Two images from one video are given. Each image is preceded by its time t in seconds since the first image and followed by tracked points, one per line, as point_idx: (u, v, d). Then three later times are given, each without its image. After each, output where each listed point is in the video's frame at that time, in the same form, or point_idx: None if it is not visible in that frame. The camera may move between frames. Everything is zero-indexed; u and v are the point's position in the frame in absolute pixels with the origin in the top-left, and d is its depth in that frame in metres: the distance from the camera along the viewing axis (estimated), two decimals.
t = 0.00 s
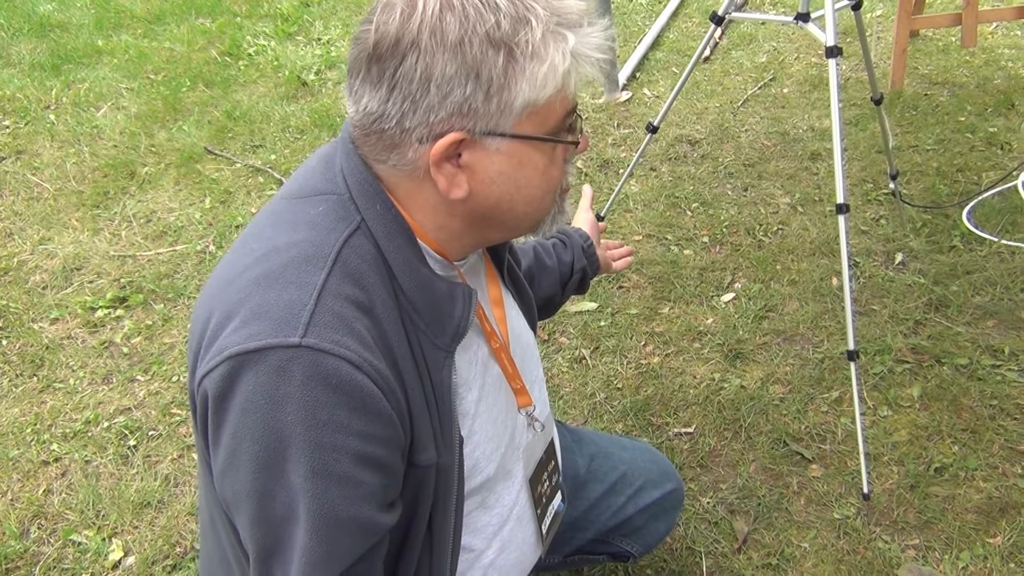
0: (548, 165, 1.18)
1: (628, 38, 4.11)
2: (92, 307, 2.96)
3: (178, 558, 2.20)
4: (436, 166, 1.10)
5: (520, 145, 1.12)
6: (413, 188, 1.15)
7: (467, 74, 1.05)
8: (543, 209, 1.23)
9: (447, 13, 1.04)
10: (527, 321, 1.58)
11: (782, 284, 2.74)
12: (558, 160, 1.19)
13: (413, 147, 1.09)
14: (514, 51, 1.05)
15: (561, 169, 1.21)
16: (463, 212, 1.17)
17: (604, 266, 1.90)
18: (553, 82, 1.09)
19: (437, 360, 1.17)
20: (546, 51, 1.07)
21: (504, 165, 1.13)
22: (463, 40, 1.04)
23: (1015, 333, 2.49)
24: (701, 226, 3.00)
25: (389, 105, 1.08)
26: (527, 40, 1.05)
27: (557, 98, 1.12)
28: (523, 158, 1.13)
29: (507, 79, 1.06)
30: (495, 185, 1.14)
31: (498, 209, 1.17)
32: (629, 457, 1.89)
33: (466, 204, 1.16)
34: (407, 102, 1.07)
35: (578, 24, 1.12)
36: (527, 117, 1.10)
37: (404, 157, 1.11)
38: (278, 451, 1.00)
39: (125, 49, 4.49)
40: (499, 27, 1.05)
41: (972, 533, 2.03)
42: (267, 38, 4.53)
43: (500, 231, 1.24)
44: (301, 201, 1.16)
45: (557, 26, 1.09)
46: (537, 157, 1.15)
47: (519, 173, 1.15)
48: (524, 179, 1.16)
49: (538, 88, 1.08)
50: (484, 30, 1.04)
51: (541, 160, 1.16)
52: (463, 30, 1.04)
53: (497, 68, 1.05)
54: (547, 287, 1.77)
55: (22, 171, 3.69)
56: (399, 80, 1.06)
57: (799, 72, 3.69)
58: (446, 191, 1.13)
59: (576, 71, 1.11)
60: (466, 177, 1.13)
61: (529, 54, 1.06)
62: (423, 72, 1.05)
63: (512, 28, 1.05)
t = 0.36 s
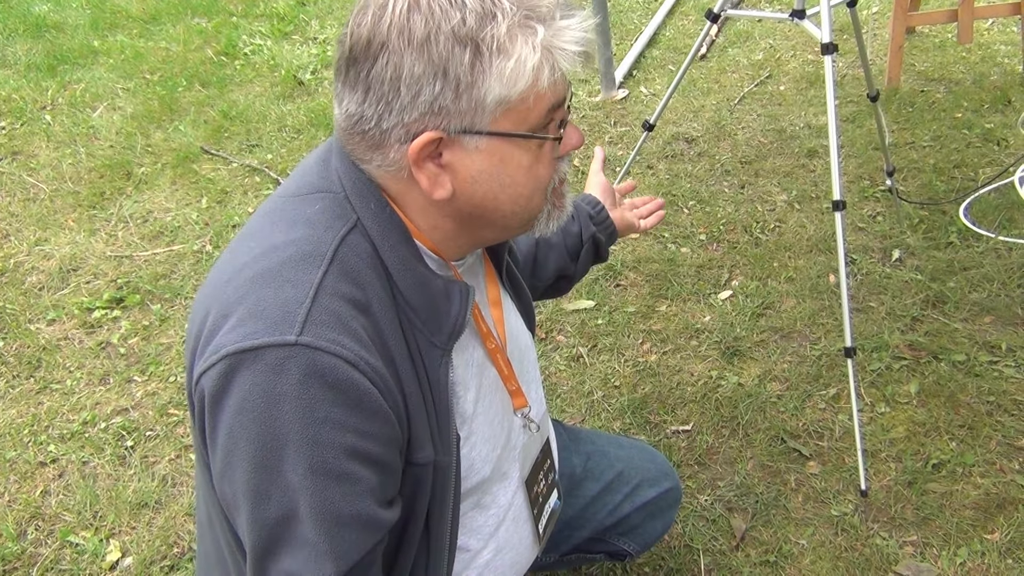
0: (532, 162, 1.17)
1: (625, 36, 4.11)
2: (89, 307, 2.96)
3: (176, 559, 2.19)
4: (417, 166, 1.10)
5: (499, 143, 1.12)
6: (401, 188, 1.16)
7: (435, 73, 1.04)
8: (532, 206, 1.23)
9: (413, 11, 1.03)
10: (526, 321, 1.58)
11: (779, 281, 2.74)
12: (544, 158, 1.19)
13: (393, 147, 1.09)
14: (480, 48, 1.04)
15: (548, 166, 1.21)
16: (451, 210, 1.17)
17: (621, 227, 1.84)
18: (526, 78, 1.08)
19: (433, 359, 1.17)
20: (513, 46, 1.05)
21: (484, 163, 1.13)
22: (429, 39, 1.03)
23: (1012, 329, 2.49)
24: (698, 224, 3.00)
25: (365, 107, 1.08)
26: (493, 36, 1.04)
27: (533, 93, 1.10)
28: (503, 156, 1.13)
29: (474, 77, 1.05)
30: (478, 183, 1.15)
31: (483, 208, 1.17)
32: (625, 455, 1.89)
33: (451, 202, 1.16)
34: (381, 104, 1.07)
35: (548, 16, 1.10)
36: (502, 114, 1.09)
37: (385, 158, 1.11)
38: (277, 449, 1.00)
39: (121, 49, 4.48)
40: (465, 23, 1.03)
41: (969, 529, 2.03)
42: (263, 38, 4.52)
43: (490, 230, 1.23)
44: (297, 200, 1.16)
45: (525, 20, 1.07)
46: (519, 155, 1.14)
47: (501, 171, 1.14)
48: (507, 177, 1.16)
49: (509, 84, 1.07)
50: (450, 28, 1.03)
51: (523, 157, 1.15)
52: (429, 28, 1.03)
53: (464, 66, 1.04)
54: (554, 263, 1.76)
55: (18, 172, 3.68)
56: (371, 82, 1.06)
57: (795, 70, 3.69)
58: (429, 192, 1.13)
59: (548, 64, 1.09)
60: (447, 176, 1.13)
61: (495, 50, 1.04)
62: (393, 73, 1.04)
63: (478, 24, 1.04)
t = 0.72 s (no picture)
0: (520, 164, 1.17)
1: (621, 34, 4.11)
2: (86, 307, 2.95)
3: (174, 559, 2.19)
4: (403, 170, 1.11)
5: (484, 146, 1.11)
6: (390, 191, 1.16)
7: (414, 78, 1.04)
8: (523, 207, 1.22)
9: (392, 16, 1.03)
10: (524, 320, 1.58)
11: (776, 279, 2.74)
12: (532, 160, 1.18)
13: (379, 152, 1.09)
14: (459, 52, 1.03)
15: (537, 168, 1.20)
16: (441, 214, 1.17)
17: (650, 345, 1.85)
18: (507, 82, 1.07)
19: (428, 362, 1.16)
20: (492, 50, 1.04)
21: (470, 167, 1.12)
22: (407, 43, 1.03)
23: (1010, 326, 2.50)
24: (695, 222, 3.00)
25: (349, 113, 1.09)
26: (471, 40, 1.03)
27: (516, 96, 1.09)
28: (490, 158, 1.13)
29: (454, 81, 1.05)
30: (464, 187, 1.14)
31: (471, 211, 1.17)
32: (622, 449, 1.88)
33: (441, 206, 1.16)
34: (364, 109, 1.07)
35: (529, 18, 1.08)
36: (485, 118, 1.09)
37: (372, 162, 1.11)
38: (274, 458, 0.99)
39: (117, 49, 4.47)
40: (443, 28, 1.02)
41: (968, 525, 2.03)
42: (260, 37, 4.51)
43: (483, 232, 1.23)
44: (289, 204, 1.16)
45: (505, 22, 1.05)
46: (506, 158, 1.14)
47: (488, 174, 1.14)
48: (494, 181, 1.15)
49: (489, 88, 1.06)
50: (427, 32, 1.02)
51: (510, 159, 1.15)
52: (407, 33, 1.03)
53: (443, 70, 1.04)
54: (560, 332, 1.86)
55: (14, 172, 3.67)
56: (353, 87, 1.07)
57: (792, 67, 3.69)
58: (417, 196, 1.13)
59: (530, 67, 1.08)
60: (435, 180, 1.13)
61: (473, 55, 1.04)
62: (373, 78, 1.05)
63: (456, 28, 1.03)
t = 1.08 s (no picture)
0: (511, 165, 1.17)
1: (619, 33, 4.11)
2: (84, 307, 2.95)
3: (173, 559, 2.19)
4: (395, 168, 1.11)
5: (476, 146, 1.12)
6: (381, 189, 1.16)
7: (408, 75, 1.04)
8: (513, 207, 1.22)
9: (388, 13, 1.03)
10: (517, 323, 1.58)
11: (774, 278, 2.74)
12: (523, 162, 1.18)
13: (371, 150, 1.10)
14: (454, 50, 1.03)
15: (528, 168, 1.20)
16: (430, 214, 1.18)
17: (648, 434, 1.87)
18: (500, 81, 1.07)
19: (418, 361, 1.16)
20: (486, 48, 1.04)
21: (462, 166, 1.13)
22: (402, 40, 1.03)
23: (1007, 324, 2.50)
24: (693, 221, 3.00)
25: (342, 108, 1.09)
26: (467, 38, 1.03)
27: (509, 96, 1.09)
28: (481, 158, 1.13)
29: (448, 79, 1.05)
30: (455, 187, 1.15)
31: (462, 210, 1.17)
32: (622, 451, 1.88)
33: (431, 205, 1.16)
34: (358, 106, 1.07)
35: (524, 17, 1.08)
36: (478, 117, 1.09)
37: (364, 160, 1.11)
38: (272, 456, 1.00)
39: (114, 49, 4.46)
40: (439, 25, 1.03)
41: (965, 524, 2.04)
42: (257, 37, 4.51)
43: (474, 233, 1.23)
44: (280, 204, 1.16)
45: (500, 21, 1.06)
46: (497, 158, 1.14)
47: (479, 174, 1.14)
48: (485, 180, 1.16)
49: (483, 88, 1.06)
50: (423, 29, 1.02)
51: (501, 160, 1.15)
52: (402, 30, 1.02)
53: (438, 68, 1.04)
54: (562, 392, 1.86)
55: (12, 172, 3.67)
56: (347, 83, 1.06)
57: (790, 66, 3.70)
58: (407, 194, 1.14)
59: (523, 67, 1.08)
60: (426, 179, 1.13)
61: (468, 53, 1.04)
62: (367, 75, 1.05)
63: (451, 26, 1.03)
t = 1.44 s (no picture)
0: (516, 166, 1.17)
1: (620, 31, 4.11)
2: (85, 305, 2.95)
3: (174, 556, 2.19)
4: (400, 170, 1.10)
5: (482, 147, 1.11)
6: (384, 191, 1.15)
7: (418, 75, 1.04)
8: (516, 209, 1.22)
9: (397, 13, 1.03)
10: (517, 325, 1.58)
11: (775, 276, 2.74)
12: (527, 162, 1.18)
13: (376, 151, 1.09)
14: (464, 51, 1.04)
15: (532, 170, 1.20)
16: (433, 216, 1.17)
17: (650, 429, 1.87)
18: (509, 82, 1.07)
19: (417, 365, 1.16)
20: (498, 49, 1.05)
21: (468, 167, 1.12)
22: (413, 41, 1.03)
23: (1008, 323, 2.50)
24: (694, 219, 3.00)
25: (348, 109, 1.08)
26: (477, 39, 1.04)
27: (518, 97, 1.10)
28: (487, 160, 1.13)
29: (458, 80, 1.05)
30: (461, 188, 1.14)
31: (466, 212, 1.17)
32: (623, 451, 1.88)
33: (433, 207, 1.15)
34: (364, 106, 1.07)
35: (533, 19, 1.09)
36: (486, 118, 1.09)
37: (368, 162, 1.11)
38: (268, 460, 1.00)
39: (114, 46, 4.46)
40: (449, 26, 1.03)
41: (966, 522, 2.04)
42: (258, 34, 4.51)
43: (475, 235, 1.22)
44: (278, 206, 1.16)
45: (511, 23, 1.06)
46: (502, 159, 1.14)
47: (484, 176, 1.14)
48: (490, 182, 1.15)
49: (493, 88, 1.06)
50: (433, 30, 1.02)
51: (507, 161, 1.15)
52: (412, 30, 1.03)
53: (448, 68, 1.04)
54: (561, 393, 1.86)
55: (12, 169, 3.67)
56: (354, 84, 1.06)
57: (791, 64, 3.69)
58: (412, 195, 1.13)
59: (533, 68, 1.09)
60: (431, 180, 1.13)
61: (480, 53, 1.04)
62: (376, 75, 1.04)
63: (462, 27, 1.03)
